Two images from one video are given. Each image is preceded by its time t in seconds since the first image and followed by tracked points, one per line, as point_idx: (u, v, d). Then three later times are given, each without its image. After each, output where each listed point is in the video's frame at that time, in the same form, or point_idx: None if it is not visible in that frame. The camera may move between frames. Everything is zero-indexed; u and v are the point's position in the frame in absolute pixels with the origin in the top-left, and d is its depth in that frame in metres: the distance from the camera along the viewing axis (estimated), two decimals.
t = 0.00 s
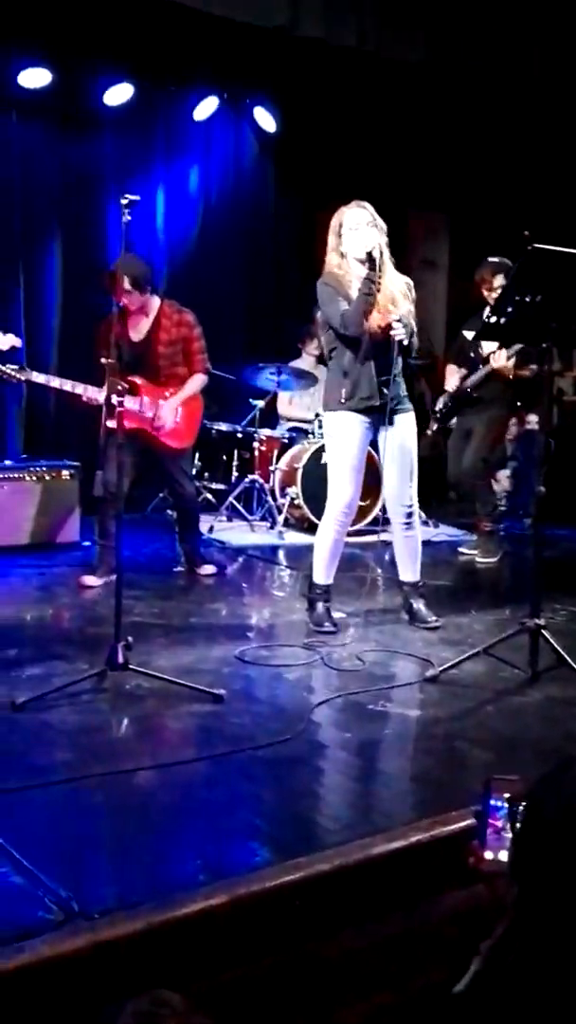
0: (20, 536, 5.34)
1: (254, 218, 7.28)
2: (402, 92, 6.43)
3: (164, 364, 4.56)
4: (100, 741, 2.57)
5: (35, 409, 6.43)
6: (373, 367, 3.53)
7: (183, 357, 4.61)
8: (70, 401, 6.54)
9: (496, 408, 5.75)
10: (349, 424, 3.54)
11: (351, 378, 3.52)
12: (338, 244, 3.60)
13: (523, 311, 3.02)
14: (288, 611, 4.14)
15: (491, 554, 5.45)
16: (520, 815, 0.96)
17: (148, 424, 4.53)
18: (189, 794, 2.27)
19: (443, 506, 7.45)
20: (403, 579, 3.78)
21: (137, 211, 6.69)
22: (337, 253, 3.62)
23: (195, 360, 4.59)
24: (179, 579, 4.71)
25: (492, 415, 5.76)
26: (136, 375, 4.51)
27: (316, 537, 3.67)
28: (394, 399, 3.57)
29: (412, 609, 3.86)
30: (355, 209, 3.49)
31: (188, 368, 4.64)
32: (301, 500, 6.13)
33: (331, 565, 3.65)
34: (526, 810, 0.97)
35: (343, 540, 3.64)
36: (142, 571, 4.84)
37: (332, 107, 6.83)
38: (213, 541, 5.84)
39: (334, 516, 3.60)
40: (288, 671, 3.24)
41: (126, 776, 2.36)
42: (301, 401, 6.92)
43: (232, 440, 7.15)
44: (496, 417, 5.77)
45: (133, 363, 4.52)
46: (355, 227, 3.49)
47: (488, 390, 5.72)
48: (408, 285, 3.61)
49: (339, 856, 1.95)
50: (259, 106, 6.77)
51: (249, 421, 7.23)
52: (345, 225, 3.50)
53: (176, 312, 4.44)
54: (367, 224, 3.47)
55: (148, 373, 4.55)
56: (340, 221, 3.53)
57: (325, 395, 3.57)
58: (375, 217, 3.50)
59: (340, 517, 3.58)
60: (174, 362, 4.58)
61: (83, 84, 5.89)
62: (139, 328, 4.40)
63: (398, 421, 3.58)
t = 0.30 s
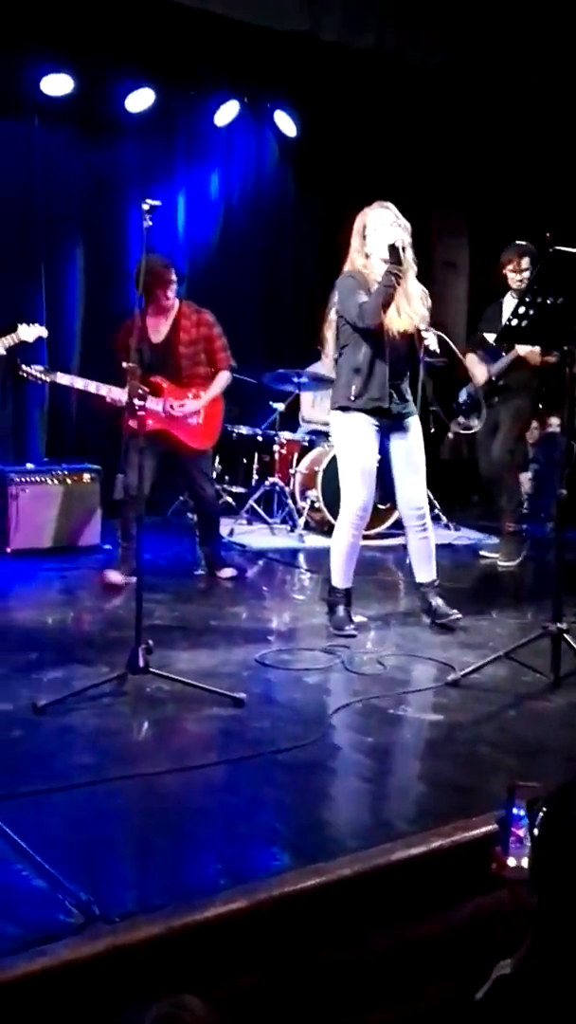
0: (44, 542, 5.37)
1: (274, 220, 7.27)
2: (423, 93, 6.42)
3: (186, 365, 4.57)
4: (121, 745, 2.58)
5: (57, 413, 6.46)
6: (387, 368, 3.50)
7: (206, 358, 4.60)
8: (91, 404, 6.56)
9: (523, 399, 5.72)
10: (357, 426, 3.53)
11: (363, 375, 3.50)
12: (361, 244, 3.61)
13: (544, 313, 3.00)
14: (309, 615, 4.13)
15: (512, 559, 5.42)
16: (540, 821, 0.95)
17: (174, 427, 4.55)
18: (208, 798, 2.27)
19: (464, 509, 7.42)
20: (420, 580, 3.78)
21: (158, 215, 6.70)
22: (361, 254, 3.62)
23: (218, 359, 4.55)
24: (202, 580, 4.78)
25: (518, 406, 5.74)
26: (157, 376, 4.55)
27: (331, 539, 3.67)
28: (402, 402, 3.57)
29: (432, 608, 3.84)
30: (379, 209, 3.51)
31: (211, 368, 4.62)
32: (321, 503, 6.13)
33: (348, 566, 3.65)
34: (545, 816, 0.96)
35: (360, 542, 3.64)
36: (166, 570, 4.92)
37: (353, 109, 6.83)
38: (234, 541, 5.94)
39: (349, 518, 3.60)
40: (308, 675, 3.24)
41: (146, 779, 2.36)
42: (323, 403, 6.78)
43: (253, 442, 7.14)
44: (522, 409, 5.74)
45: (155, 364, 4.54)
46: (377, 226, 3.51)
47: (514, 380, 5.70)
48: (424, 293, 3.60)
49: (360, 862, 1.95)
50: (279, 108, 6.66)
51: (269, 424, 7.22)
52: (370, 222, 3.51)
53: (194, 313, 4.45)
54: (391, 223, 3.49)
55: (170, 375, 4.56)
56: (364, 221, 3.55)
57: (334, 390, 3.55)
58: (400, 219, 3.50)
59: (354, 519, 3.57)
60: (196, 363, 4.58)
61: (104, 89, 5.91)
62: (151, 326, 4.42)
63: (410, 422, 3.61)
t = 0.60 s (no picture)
0: (70, 543, 5.39)
1: (301, 223, 7.26)
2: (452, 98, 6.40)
3: (215, 370, 4.58)
4: (146, 747, 2.58)
5: (84, 415, 6.49)
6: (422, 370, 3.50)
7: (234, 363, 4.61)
8: (117, 406, 6.57)
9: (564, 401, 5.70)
10: (387, 429, 3.53)
11: (397, 376, 3.50)
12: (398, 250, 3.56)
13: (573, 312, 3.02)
14: (335, 619, 4.12)
15: (540, 563, 5.39)
16: None
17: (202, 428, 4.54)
18: (234, 801, 2.26)
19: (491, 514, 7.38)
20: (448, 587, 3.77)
21: (185, 219, 6.68)
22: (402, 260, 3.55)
23: (247, 366, 4.57)
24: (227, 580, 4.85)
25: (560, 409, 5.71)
26: (185, 380, 4.56)
27: (359, 542, 3.67)
28: (438, 404, 3.54)
29: (462, 618, 3.83)
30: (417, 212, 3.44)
31: (239, 373, 4.63)
32: (347, 507, 6.12)
33: (375, 571, 3.65)
34: None
35: (387, 548, 3.64)
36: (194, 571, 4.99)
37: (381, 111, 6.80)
38: (260, 541, 6.04)
39: (376, 522, 3.59)
40: (333, 679, 3.22)
41: (172, 781, 2.36)
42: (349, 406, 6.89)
43: (278, 445, 7.13)
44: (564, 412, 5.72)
45: (184, 368, 4.55)
46: (414, 230, 3.44)
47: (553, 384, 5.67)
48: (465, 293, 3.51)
49: (387, 867, 1.93)
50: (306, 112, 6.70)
51: (295, 428, 7.21)
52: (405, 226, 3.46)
53: (225, 318, 4.48)
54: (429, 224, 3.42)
55: (199, 379, 4.58)
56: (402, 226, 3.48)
57: (368, 389, 3.55)
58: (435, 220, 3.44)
59: (382, 523, 3.57)
60: (225, 368, 4.59)
61: (133, 93, 5.92)
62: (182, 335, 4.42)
63: (445, 428, 3.57)
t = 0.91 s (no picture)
0: (85, 544, 5.39)
1: (315, 223, 7.25)
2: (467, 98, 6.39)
3: (232, 372, 4.58)
4: (162, 748, 2.59)
5: (99, 417, 6.50)
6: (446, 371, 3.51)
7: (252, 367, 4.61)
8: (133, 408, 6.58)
9: None
10: (418, 430, 3.54)
11: (424, 382, 3.53)
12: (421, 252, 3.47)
13: None
14: (350, 620, 4.12)
15: (556, 563, 5.38)
16: None
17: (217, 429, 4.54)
18: (248, 803, 2.26)
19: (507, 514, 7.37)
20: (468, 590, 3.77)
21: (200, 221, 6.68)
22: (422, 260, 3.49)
23: (264, 369, 4.57)
24: (241, 580, 4.86)
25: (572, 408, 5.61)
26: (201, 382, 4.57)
27: (380, 543, 3.67)
28: (463, 405, 3.52)
29: (478, 620, 3.83)
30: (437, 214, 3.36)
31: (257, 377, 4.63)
32: (362, 508, 6.12)
33: (394, 572, 3.64)
34: None
35: (408, 549, 3.63)
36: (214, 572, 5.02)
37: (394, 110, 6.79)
38: (275, 541, 6.07)
39: (400, 523, 3.59)
40: (348, 680, 3.23)
41: (187, 783, 2.36)
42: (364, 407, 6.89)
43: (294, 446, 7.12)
44: None
45: (202, 369, 4.56)
46: (434, 232, 3.36)
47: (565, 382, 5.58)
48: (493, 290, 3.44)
49: (402, 868, 1.93)
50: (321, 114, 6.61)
51: (310, 428, 7.21)
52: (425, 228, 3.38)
53: (243, 321, 4.50)
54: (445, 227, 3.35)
55: (215, 381, 4.58)
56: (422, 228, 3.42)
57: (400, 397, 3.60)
58: (454, 222, 3.36)
59: (405, 524, 3.57)
60: (242, 370, 4.59)
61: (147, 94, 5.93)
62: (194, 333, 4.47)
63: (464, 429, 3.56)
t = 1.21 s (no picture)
0: (88, 545, 5.41)
1: (320, 225, 7.26)
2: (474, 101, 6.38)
3: (239, 376, 4.59)
4: (166, 750, 2.58)
5: (104, 419, 6.50)
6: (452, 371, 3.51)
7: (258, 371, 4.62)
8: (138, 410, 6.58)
9: None
10: (428, 431, 3.54)
11: (430, 382, 3.54)
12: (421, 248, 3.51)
13: None
14: (356, 623, 4.11)
15: (562, 566, 5.37)
16: None
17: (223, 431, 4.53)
18: (254, 806, 2.25)
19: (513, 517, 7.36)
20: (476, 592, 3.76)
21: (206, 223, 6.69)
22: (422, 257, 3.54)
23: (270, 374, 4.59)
24: (245, 580, 4.92)
25: None
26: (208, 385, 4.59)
27: (389, 543, 3.67)
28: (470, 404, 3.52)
29: (484, 623, 3.82)
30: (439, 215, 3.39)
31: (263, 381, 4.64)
32: (368, 510, 6.11)
33: (402, 572, 3.65)
34: None
35: (415, 550, 3.63)
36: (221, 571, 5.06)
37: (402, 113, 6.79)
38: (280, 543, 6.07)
39: (408, 524, 3.60)
40: (353, 683, 3.22)
41: (191, 785, 2.35)
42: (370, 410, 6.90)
43: (300, 446, 7.14)
44: None
45: (208, 372, 4.57)
46: (435, 233, 3.39)
47: None
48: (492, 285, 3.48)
49: (407, 872, 1.92)
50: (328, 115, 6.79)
51: (316, 430, 7.21)
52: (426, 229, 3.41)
53: (252, 324, 4.52)
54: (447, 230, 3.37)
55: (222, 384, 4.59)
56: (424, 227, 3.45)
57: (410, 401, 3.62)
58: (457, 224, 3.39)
59: (413, 526, 3.57)
60: (249, 375, 4.61)
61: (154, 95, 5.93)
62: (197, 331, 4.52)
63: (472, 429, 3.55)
